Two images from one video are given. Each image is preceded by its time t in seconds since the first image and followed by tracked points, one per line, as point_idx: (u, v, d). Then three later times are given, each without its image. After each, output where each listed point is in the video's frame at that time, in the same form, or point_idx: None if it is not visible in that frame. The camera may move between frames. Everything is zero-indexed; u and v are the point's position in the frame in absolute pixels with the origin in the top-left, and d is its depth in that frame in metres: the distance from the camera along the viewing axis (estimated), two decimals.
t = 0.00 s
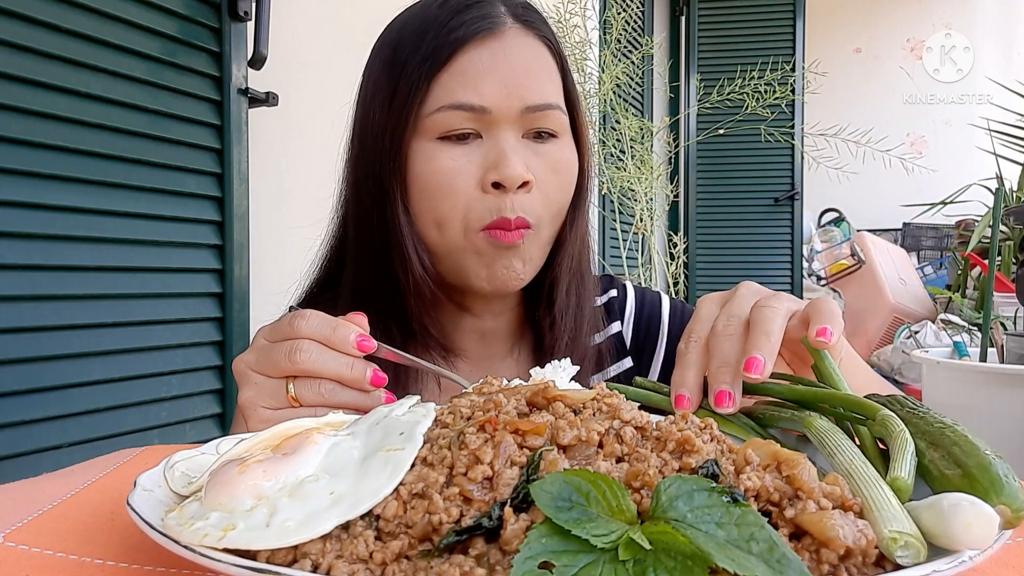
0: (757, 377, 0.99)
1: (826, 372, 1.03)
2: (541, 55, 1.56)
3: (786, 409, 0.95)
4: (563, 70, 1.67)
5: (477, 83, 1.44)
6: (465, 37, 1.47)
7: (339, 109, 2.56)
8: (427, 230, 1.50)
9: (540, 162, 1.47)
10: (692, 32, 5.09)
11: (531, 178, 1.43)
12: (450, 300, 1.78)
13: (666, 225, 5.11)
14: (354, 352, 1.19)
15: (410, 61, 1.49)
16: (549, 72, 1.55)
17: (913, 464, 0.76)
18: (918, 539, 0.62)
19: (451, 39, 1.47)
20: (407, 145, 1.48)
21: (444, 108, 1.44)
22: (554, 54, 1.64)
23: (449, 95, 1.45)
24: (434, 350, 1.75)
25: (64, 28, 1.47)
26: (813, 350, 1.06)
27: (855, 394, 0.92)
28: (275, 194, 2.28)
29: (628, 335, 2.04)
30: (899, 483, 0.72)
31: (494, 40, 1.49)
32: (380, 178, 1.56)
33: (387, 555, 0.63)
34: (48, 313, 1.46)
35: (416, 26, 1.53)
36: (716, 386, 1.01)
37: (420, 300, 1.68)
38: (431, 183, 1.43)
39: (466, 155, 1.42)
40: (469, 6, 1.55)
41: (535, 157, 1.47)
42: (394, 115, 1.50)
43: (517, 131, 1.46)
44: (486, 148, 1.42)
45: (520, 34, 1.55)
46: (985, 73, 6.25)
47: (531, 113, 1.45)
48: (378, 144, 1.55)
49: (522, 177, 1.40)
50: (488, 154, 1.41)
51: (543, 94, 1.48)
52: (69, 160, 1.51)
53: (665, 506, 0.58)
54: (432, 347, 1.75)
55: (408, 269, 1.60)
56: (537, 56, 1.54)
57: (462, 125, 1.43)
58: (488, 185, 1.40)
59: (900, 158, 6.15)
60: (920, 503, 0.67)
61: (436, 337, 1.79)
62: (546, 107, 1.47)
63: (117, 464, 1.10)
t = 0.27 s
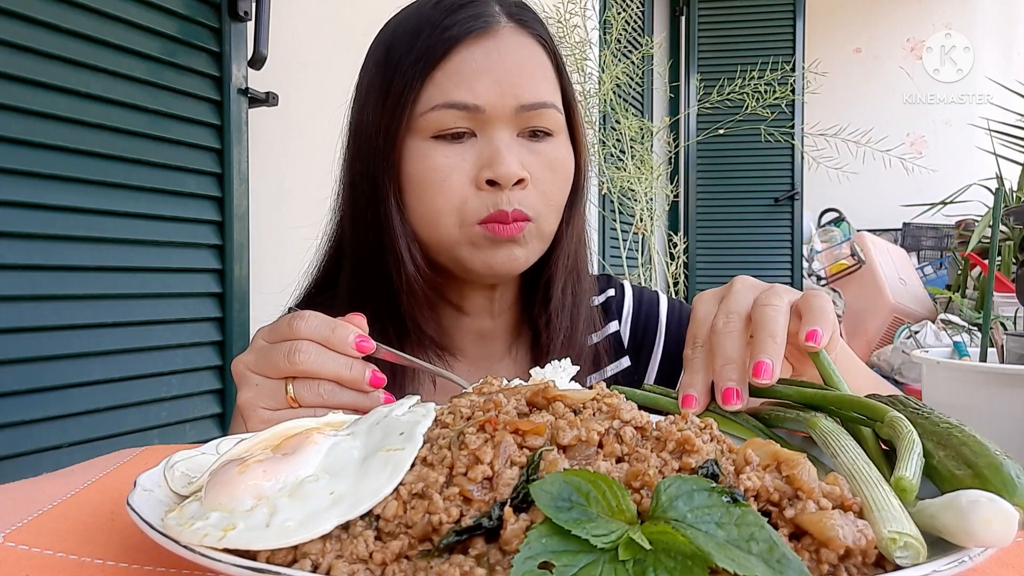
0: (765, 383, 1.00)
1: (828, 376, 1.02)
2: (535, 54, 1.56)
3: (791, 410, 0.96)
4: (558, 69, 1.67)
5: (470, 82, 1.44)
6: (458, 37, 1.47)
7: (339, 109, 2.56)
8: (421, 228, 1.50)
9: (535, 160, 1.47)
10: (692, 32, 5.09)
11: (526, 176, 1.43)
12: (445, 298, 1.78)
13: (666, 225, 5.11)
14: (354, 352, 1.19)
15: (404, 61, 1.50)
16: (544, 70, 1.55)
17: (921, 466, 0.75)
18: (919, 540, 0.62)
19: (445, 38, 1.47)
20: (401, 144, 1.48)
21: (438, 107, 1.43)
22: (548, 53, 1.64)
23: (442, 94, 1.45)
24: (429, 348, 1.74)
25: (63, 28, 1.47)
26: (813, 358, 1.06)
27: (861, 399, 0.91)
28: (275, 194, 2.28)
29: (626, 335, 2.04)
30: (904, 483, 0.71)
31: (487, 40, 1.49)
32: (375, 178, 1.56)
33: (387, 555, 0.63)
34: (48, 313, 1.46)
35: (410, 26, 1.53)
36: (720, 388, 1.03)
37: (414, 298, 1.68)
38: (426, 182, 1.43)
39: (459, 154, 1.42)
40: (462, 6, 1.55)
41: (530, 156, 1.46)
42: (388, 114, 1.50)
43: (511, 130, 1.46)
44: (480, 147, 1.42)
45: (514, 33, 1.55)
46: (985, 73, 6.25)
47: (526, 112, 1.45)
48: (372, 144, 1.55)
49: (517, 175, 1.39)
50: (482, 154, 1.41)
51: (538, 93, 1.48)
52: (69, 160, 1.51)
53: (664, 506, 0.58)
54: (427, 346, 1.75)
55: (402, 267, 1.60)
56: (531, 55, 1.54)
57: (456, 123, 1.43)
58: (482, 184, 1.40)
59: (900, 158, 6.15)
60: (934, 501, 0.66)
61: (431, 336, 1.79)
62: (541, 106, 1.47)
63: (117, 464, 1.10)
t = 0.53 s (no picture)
0: (753, 395, 0.99)
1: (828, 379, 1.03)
2: (534, 53, 1.56)
3: (791, 410, 0.96)
4: (557, 67, 1.67)
5: (468, 81, 1.44)
6: (457, 35, 1.48)
7: (339, 109, 2.56)
8: (418, 227, 1.50)
9: (532, 159, 1.47)
10: (692, 32, 5.09)
11: (522, 176, 1.43)
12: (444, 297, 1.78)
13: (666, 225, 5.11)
14: (354, 352, 1.19)
15: (403, 59, 1.50)
16: (542, 69, 1.55)
17: (920, 472, 0.74)
18: (919, 540, 0.62)
19: (443, 37, 1.48)
20: (399, 143, 1.48)
21: (436, 105, 1.44)
22: (548, 52, 1.64)
23: (441, 92, 1.45)
24: (427, 347, 1.74)
25: (64, 28, 1.47)
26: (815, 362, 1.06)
27: (858, 403, 0.90)
28: (275, 194, 2.28)
29: (627, 335, 2.04)
30: (908, 491, 0.70)
31: (485, 38, 1.50)
32: (374, 176, 1.56)
33: (387, 555, 0.63)
34: (48, 313, 1.46)
35: (410, 25, 1.54)
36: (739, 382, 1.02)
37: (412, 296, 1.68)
38: (423, 179, 1.43)
39: (458, 152, 1.41)
40: (461, 5, 1.56)
41: (527, 155, 1.47)
42: (387, 112, 1.50)
43: (509, 129, 1.46)
44: (478, 146, 1.42)
45: (513, 32, 1.55)
46: (985, 72, 6.25)
47: (524, 111, 1.45)
48: (371, 142, 1.56)
49: (513, 175, 1.39)
50: (479, 152, 1.41)
51: (535, 92, 1.48)
52: (68, 160, 1.51)
53: (664, 506, 0.58)
54: (425, 345, 1.75)
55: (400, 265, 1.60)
56: (530, 54, 1.54)
57: (454, 122, 1.43)
58: (479, 182, 1.40)
59: (900, 158, 6.15)
60: (934, 501, 0.66)
61: (429, 334, 1.79)
62: (539, 105, 1.47)
63: (117, 464, 1.10)
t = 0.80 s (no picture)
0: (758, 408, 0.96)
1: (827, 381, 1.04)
2: (531, 49, 1.56)
3: (791, 409, 0.97)
4: (556, 64, 1.66)
5: (462, 76, 1.44)
6: (453, 31, 1.49)
7: (339, 109, 2.56)
8: (412, 221, 1.50)
9: (528, 154, 1.46)
10: (692, 32, 5.09)
11: (518, 170, 1.42)
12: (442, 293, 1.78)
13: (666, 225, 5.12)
14: (354, 352, 1.19)
15: (400, 56, 1.52)
16: (539, 65, 1.55)
17: (921, 479, 0.74)
18: (919, 540, 0.62)
19: (439, 33, 1.49)
20: (395, 137, 1.49)
21: (431, 100, 1.44)
22: (546, 49, 1.63)
23: (436, 87, 1.45)
24: (423, 343, 1.75)
25: (64, 28, 1.47)
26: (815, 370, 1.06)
27: (858, 402, 0.91)
28: (275, 194, 2.28)
29: (630, 337, 2.05)
30: (909, 496, 0.69)
31: (482, 34, 1.50)
32: (371, 174, 1.58)
33: (387, 555, 0.63)
34: (48, 313, 1.46)
35: (408, 23, 1.56)
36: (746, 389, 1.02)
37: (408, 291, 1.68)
38: (417, 174, 1.43)
39: (452, 146, 1.42)
40: (458, 2, 1.57)
41: (523, 149, 1.46)
42: (383, 109, 1.52)
43: (505, 124, 1.46)
44: (472, 140, 1.42)
45: (510, 29, 1.55)
46: (985, 72, 6.25)
47: (519, 106, 1.46)
48: (369, 138, 1.57)
49: (508, 169, 1.39)
50: (474, 146, 1.41)
51: (532, 88, 1.48)
52: (69, 160, 1.51)
53: (664, 506, 0.58)
54: (422, 340, 1.75)
55: (395, 259, 1.61)
56: (527, 50, 1.54)
57: (449, 117, 1.43)
58: (473, 176, 1.39)
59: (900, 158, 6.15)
60: (936, 504, 0.66)
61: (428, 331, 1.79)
62: (535, 100, 1.47)
63: (117, 464, 1.10)
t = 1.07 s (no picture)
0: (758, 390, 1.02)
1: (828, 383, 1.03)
2: (533, 50, 1.56)
3: (790, 409, 0.96)
4: (557, 64, 1.66)
5: (463, 76, 1.44)
6: (455, 31, 1.49)
7: (338, 109, 2.56)
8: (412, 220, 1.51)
9: (529, 155, 1.46)
10: (692, 32, 5.09)
11: (518, 171, 1.42)
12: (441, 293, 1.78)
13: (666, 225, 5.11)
14: (354, 353, 1.18)
15: (401, 56, 1.52)
16: (541, 66, 1.55)
17: (920, 483, 0.74)
18: (918, 540, 0.62)
19: (441, 33, 1.49)
20: (396, 137, 1.49)
21: (432, 100, 1.45)
22: (547, 49, 1.63)
23: (437, 87, 1.45)
24: (424, 343, 1.75)
25: (64, 28, 1.47)
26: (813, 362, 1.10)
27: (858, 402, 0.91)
28: (274, 194, 2.28)
29: (631, 338, 2.04)
30: (909, 496, 0.70)
31: (483, 35, 1.50)
32: (371, 173, 1.58)
33: (387, 555, 0.63)
34: (48, 313, 1.46)
35: (409, 23, 1.56)
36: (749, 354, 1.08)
37: (407, 290, 1.68)
38: (417, 174, 1.43)
39: (453, 146, 1.42)
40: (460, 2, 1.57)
41: (523, 150, 1.46)
42: (384, 109, 1.53)
43: (505, 125, 1.46)
44: (473, 141, 1.42)
45: (511, 29, 1.55)
46: (985, 72, 6.25)
47: (519, 107, 1.45)
48: (369, 138, 1.58)
49: (508, 170, 1.39)
50: (474, 147, 1.41)
51: (532, 89, 1.48)
52: (69, 160, 1.51)
53: (664, 506, 0.58)
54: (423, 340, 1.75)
55: (395, 259, 1.61)
56: (528, 50, 1.54)
57: (450, 117, 1.44)
58: (473, 178, 1.39)
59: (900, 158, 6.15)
60: (935, 504, 0.66)
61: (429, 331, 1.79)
62: (536, 101, 1.47)
63: (117, 464, 1.10)
